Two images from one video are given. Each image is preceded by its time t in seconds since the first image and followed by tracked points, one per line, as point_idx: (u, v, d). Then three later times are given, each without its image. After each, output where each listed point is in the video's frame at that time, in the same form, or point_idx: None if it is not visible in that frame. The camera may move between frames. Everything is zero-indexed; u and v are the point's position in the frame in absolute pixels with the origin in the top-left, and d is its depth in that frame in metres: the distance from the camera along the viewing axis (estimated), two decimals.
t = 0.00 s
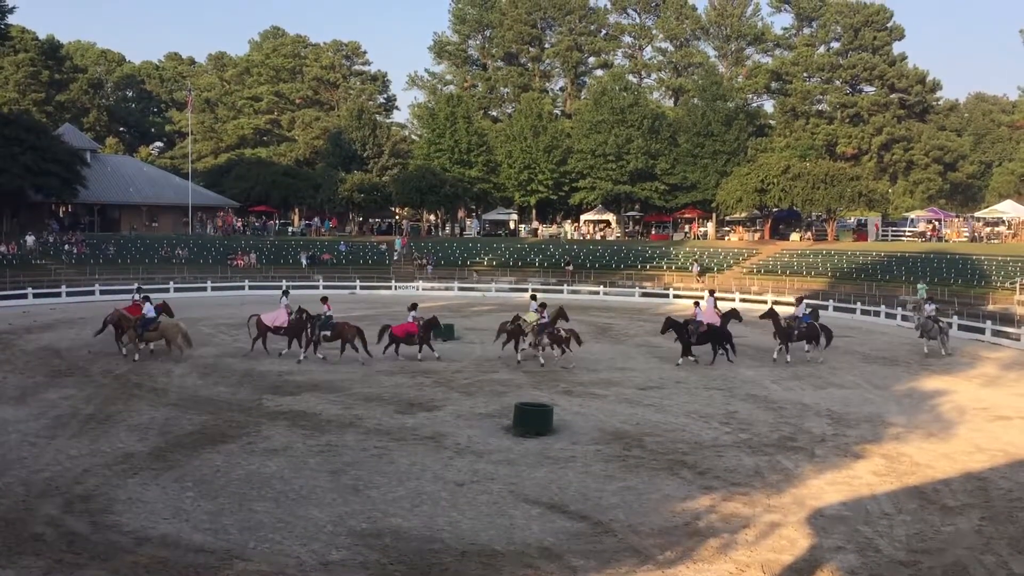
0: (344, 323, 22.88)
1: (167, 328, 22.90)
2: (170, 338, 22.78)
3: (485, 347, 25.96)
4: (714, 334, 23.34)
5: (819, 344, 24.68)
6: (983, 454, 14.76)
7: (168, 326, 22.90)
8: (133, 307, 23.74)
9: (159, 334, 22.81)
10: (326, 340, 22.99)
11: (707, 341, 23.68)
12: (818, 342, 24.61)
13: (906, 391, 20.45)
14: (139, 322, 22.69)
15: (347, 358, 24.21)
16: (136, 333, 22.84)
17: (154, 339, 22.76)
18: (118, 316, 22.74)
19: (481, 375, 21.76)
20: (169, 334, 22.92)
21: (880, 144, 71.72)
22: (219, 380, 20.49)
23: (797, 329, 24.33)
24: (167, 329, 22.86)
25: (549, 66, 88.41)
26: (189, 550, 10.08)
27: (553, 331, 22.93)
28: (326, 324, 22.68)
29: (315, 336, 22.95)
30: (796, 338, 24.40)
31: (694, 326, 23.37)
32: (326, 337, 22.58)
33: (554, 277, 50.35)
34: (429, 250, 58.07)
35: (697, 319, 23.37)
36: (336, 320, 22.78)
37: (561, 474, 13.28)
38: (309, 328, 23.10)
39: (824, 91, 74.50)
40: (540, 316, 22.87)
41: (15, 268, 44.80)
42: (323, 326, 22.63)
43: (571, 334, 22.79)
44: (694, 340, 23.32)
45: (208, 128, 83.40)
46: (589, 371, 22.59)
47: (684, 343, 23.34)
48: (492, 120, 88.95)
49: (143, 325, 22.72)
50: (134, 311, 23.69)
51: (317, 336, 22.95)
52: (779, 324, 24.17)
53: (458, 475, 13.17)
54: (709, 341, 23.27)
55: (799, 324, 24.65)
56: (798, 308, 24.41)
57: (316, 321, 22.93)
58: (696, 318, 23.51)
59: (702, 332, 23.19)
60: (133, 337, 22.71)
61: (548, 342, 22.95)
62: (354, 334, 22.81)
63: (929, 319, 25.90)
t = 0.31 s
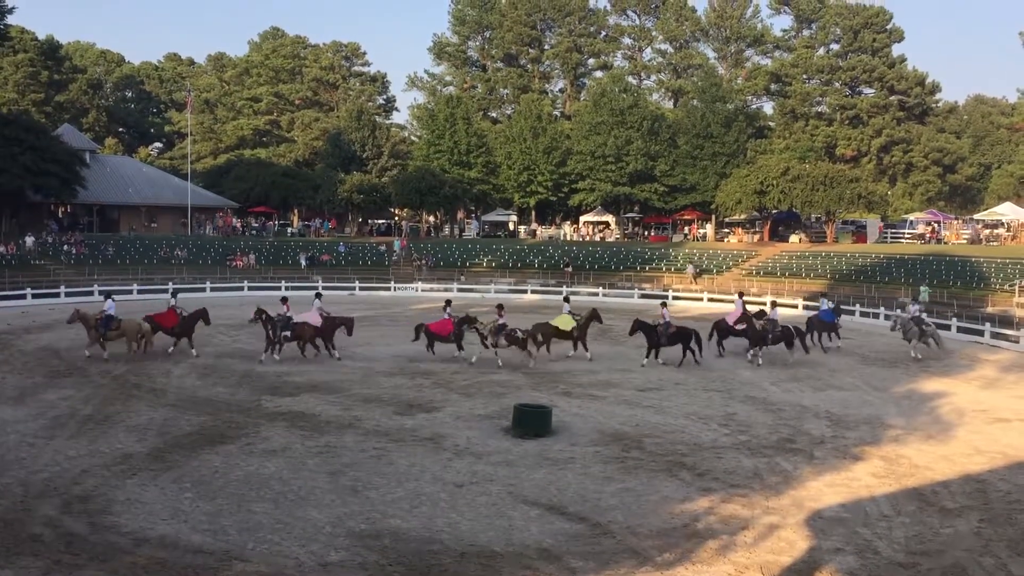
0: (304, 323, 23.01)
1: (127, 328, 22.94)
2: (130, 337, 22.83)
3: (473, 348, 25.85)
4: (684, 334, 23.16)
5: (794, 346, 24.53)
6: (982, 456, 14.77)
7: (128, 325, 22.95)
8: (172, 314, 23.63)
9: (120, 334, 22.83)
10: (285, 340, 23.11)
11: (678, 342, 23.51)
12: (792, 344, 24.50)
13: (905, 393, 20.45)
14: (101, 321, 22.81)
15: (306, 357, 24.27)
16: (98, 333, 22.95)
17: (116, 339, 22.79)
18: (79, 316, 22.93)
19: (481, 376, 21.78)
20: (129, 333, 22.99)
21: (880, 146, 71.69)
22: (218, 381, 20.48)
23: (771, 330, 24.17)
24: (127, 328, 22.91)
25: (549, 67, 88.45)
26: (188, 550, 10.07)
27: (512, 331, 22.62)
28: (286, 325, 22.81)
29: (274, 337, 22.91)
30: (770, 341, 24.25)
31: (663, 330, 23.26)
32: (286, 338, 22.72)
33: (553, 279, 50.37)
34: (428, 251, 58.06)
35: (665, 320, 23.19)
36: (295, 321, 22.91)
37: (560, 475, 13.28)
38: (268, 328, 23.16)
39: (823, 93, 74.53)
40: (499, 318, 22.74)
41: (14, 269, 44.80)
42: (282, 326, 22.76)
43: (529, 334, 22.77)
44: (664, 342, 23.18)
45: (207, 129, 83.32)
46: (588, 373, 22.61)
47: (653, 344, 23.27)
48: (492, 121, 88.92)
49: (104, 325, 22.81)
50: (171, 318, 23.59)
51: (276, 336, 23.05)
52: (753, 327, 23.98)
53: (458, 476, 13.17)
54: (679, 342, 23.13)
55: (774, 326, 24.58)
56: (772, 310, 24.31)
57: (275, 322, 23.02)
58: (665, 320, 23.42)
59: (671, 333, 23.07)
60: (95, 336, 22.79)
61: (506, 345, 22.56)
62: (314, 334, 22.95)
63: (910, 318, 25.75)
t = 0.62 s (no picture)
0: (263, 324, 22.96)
1: (88, 330, 22.68)
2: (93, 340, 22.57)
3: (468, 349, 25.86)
4: (648, 336, 23.30)
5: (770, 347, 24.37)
6: (982, 457, 14.77)
7: (90, 327, 22.64)
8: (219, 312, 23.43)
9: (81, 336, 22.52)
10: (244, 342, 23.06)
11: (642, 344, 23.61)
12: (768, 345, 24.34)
13: (906, 393, 20.44)
14: (59, 323, 22.14)
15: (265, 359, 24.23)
16: (57, 336, 22.31)
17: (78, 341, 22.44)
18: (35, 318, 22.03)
19: (482, 377, 21.80)
20: (89, 335, 22.75)
21: (880, 147, 71.71)
22: (219, 382, 20.48)
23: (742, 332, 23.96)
24: (88, 331, 22.60)
25: (550, 68, 88.50)
26: (189, 552, 10.07)
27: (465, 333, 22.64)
28: (244, 326, 22.74)
29: (233, 338, 22.89)
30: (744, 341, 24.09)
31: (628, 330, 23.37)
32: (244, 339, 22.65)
33: (554, 280, 50.39)
34: (429, 252, 58.09)
35: (631, 322, 23.30)
36: (253, 322, 22.85)
37: (561, 477, 13.27)
38: (224, 329, 23.12)
39: (823, 94, 74.55)
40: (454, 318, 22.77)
41: (15, 270, 44.85)
42: (239, 327, 22.68)
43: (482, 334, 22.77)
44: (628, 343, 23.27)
45: (207, 131, 83.36)
46: (589, 373, 22.60)
47: (618, 347, 23.35)
48: (493, 122, 88.98)
49: (64, 326, 22.18)
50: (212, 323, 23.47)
51: (234, 338, 22.99)
52: (727, 328, 23.95)
53: (459, 477, 13.17)
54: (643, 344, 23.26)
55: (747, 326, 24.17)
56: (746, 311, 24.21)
57: (232, 324, 22.97)
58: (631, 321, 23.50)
59: (636, 334, 23.19)
60: (54, 339, 22.13)
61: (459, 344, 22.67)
62: (272, 336, 22.92)
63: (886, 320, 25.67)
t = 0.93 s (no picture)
0: (227, 325, 22.80)
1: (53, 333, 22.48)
2: (59, 343, 22.22)
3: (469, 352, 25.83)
4: (618, 338, 23.02)
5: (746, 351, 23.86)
6: (986, 457, 14.74)
7: (56, 331, 22.41)
8: (260, 318, 23.09)
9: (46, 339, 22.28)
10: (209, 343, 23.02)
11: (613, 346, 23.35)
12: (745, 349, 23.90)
13: (909, 394, 20.40)
14: (24, 327, 21.94)
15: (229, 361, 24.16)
16: (22, 339, 22.11)
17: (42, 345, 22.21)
18: None
19: (484, 378, 21.79)
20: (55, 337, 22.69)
21: (882, 147, 71.68)
22: (222, 385, 20.46)
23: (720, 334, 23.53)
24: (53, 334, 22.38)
25: (551, 69, 88.46)
26: (192, 554, 10.08)
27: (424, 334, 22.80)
28: (208, 327, 22.72)
29: (197, 341, 22.83)
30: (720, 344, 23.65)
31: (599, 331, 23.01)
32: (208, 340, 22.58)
33: (557, 281, 50.37)
34: (432, 254, 58.06)
35: (600, 323, 23.08)
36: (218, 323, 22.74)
37: (564, 478, 13.26)
38: (190, 330, 23.15)
39: (825, 94, 74.54)
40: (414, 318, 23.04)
41: (18, 274, 44.90)
42: (204, 329, 22.70)
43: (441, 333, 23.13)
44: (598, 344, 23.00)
45: (210, 133, 83.51)
46: (592, 375, 22.59)
47: (587, 348, 23.05)
48: (495, 124, 89.07)
49: (28, 330, 21.98)
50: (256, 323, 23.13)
51: (199, 339, 23.01)
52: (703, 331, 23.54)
53: (461, 479, 13.17)
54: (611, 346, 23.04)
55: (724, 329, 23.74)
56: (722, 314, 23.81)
57: (198, 325, 22.99)
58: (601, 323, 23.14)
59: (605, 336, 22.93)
60: (18, 343, 21.93)
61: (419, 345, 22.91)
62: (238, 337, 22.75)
63: (860, 320, 25.18)
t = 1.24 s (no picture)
0: (193, 328, 23.00)
1: (18, 338, 22.03)
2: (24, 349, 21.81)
3: (469, 353, 25.85)
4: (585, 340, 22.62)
5: (719, 351, 23.78)
6: (990, 458, 14.72)
7: (21, 336, 21.98)
8: (300, 323, 23.07)
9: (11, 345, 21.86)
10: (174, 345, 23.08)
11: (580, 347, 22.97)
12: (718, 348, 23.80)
13: (912, 394, 20.38)
14: None
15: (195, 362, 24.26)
16: None
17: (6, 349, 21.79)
18: None
19: (487, 380, 21.80)
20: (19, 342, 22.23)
21: (885, 148, 71.67)
22: (225, 387, 20.48)
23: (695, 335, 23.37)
24: (19, 339, 21.93)
25: (553, 71, 88.41)
26: (196, 557, 10.09)
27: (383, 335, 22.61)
28: (173, 330, 22.71)
29: (161, 342, 22.75)
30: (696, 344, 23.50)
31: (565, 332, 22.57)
32: (173, 343, 22.70)
33: (559, 282, 50.36)
34: (434, 256, 58.04)
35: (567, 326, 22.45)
36: (184, 326, 22.85)
37: (567, 480, 13.26)
38: (156, 332, 23.09)
39: (828, 95, 74.51)
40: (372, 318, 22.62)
41: (21, 277, 44.98)
42: (170, 332, 22.65)
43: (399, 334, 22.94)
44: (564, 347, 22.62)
45: (212, 136, 83.65)
46: (595, 377, 22.58)
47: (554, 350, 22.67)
48: (497, 126, 89.13)
49: None
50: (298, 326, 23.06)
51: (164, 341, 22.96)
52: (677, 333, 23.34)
53: (464, 481, 13.17)
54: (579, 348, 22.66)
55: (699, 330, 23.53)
56: (697, 315, 23.44)
57: (163, 326, 22.91)
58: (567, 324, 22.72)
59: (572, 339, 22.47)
60: None
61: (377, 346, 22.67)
62: (204, 339, 22.98)
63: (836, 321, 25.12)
